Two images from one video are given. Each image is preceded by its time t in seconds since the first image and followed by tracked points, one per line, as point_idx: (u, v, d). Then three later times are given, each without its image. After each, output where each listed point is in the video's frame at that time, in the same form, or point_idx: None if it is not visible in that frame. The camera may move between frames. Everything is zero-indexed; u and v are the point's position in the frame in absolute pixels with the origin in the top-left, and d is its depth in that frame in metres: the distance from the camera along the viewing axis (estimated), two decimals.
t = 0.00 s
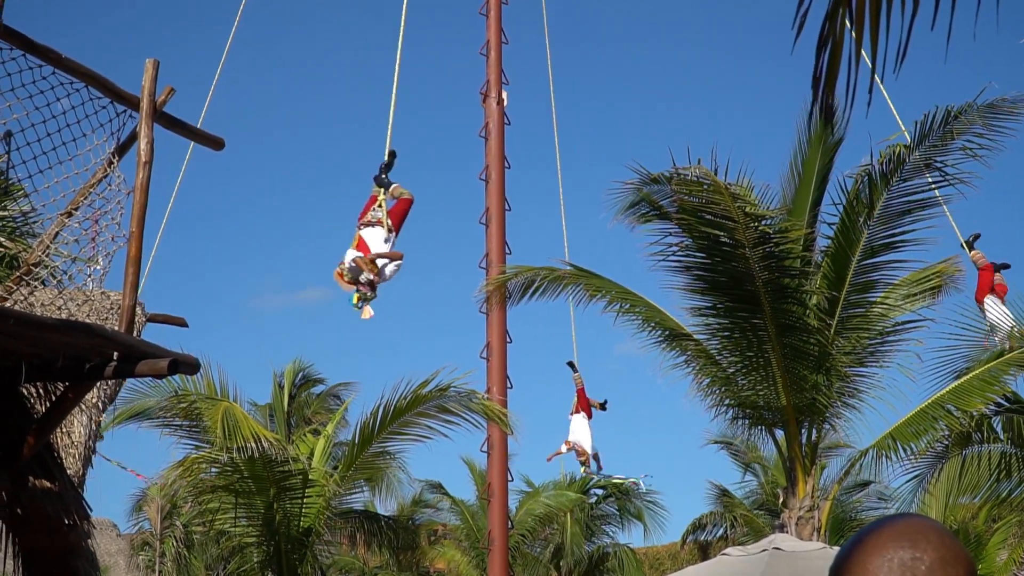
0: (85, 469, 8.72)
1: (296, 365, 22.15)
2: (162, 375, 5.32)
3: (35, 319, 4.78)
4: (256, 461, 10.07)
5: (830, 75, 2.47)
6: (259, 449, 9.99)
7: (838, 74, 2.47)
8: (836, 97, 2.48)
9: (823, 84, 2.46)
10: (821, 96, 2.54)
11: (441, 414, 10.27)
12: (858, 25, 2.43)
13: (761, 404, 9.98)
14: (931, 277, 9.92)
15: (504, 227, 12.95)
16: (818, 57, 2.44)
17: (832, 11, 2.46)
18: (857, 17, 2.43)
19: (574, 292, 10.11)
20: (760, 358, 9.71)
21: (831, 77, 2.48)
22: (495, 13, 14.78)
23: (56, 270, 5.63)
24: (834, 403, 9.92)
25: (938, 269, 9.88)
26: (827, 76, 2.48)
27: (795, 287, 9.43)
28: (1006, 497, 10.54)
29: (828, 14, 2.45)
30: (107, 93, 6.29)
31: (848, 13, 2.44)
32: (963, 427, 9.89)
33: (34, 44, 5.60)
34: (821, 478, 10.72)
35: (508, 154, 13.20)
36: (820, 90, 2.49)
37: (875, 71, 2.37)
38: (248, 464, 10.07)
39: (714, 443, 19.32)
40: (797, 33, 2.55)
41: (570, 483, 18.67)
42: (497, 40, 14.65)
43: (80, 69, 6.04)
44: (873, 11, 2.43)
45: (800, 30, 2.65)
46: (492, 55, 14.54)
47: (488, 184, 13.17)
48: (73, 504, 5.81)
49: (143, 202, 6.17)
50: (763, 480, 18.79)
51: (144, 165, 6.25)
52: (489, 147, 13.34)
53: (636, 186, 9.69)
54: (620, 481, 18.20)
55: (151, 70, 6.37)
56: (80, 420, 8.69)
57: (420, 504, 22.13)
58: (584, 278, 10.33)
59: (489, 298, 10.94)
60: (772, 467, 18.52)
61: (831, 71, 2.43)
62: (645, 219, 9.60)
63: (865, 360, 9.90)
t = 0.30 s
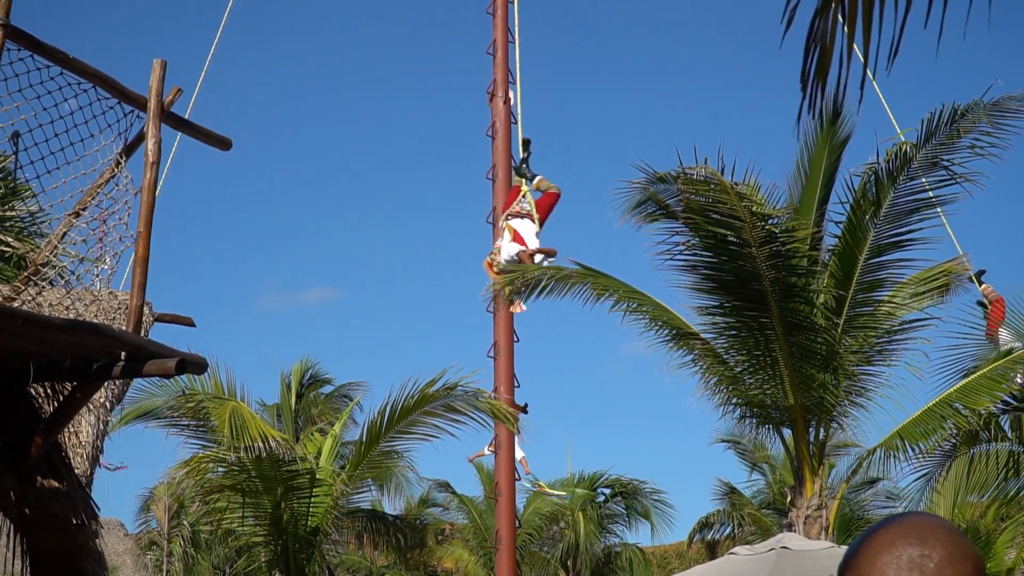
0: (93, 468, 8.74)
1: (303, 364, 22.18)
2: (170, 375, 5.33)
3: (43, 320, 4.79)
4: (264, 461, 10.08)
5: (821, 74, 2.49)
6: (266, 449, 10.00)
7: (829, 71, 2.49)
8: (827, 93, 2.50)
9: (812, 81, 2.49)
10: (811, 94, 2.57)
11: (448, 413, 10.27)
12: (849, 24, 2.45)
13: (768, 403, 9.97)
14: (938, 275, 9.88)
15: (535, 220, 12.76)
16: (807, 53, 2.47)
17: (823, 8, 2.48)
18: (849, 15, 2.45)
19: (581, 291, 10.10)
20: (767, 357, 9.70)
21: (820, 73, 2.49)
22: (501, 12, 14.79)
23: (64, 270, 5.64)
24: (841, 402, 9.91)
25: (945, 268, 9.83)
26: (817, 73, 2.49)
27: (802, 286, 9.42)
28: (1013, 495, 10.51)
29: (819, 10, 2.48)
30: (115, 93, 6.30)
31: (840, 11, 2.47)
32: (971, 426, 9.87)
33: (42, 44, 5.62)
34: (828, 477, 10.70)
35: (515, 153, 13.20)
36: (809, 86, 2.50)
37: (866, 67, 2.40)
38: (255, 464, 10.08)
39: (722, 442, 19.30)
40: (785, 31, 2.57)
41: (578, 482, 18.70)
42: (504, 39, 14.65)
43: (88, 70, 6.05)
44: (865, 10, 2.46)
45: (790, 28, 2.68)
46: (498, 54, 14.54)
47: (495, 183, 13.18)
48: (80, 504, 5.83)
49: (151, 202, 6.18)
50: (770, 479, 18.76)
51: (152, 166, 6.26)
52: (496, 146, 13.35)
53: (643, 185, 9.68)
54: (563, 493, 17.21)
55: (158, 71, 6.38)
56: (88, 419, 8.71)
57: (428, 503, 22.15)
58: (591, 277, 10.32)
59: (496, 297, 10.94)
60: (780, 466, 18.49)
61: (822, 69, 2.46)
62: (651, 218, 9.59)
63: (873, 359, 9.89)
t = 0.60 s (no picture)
0: (105, 470, 8.77)
1: (315, 365, 22.24)
2: (182, 376, 5.35)
3: (56, 322, 4.81)
4: (275, 462, 10.10)
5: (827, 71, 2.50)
6: (278, 450, 10.02)
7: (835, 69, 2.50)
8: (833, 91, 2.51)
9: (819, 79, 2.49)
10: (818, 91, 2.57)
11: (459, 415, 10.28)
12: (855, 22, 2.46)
13: (779, 404, 9.96)
14: (950, 276, 9.84)
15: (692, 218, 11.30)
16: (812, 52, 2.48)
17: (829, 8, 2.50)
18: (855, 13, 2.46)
19: (592, 292, 10.10)
20: (778, 358, 9.69)
21: (825, 73, 2.50)
22: (512, 13, 14.80)
23: (76, 272, 5.66)
24: (853, 403, 9.88)
25: (957, 268, 9.79)
26: (822, 72, 2.50)
27: (813, 287, 9.40)
28: None
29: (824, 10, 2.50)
30: (127, 95, 6.32)
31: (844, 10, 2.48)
32: (983, 427, 9.82)
33: (54, 46, 5.64)
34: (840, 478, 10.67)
35: (525, 154, 13.21)
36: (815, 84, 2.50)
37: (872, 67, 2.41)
38: (267, 465, 10.10)
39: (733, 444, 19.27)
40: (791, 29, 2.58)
41: (589, 483, 18.71)
42: (515, 40, 14.65)
43: (100, 72, 6.08)
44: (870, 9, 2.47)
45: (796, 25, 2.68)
46: (509, 55, 14.55)
47: (506, 184, 13.19)
48: (93, 506, 5.86)
49: (162, 203, 6.20)
50: (782, 480, 18.72)
51: (163, 168, 6.28)
52: (506, 147, 13.36)
53: (654, 186, 9.67)
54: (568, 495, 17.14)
55: (170, 73, 6.40)
56: (100, 421, 8.74)
57: (439, 504, 22.17)
58: (603, 278, 10.31)
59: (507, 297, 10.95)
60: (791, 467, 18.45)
61: (828, 68, 2.47)
62: (662, 219, 9.59)
63: (884, 359, 9.85)
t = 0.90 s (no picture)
0: (126, 475, 8.82)
1: (335, 372, 22.31)
2: (202, 382, 5.37)
3: (77, 328, 4.85)
4: (296, 468, 10.13)
5: (853, 80, 2.47)
6: (297, 456, 10.05)
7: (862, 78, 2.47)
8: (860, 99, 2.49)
9: (846, 88, 2.47)
10: (845, 100, 2.55)
11: (478, 420, 10.29)
12: (881, 30, 2.45)
13: (800, 410, 9.92)
14: (971, 280, 9.81)
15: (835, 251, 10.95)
16: (840, 61, 2.46)
17: (855, 17, 2.48)
18: (881, 22, 2.45)
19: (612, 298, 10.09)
20: (798, 363, 9.66)
21: (852, 81, 2.49)
22: (531, 20, 14.81)
23: (97, 278, 5.70)
24: (873, 408, 9.83)
25: (978, 273, 9.77)
26: (850, 80, 2.49)
27: (833, 292, 9.37)
28: None
29: (851, 18, 2.48)
30: (147, 102, 6.37)
31: (870, 19, 2.47)
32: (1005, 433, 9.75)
33: (75, 53, 5.69)
34: (861, 484, 10.61)
35: (544, 160, 13.21)
36: (841, 94, 2.49)
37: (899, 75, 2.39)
38: (287, 471, 10.14)
39: (754, 450, 19.19)
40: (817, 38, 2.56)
41: (609, 489, 18.70)
42: (534, 46, 14.67)
43: (120, 79, 6.13)
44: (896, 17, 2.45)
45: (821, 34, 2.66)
46: (528, 62, 14.57)
47: (526, 190, 13.19)
48: (113, 511, 5.90)
49: (183, 210, 6.24)
50: (803, 486, 18.63)
51: (184, 174, 6.32)
52: (526, 153, 13.37)
53: (674, 191, 9.66)
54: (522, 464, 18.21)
55: (190, 79, 6.45)
56: (121, 427, 8.79)
57: (458, 510, 22.19)
58: (622, 284, 10.30)
59: (527, 303, 10.95)
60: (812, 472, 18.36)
61: (854, 77, 2.46)
62: (682, 224, 9.58)
63: (905, 365, 9.79)
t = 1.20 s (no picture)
0: (137, 480, 8.86)
1: (347, 376, 22.36)
2: (214, 387, 5.40)
3: (88, 333, 4.87)
4: (307, 472, 10.15)
5: (870, 83, 2.47)
6: (309, 460, 10.07)
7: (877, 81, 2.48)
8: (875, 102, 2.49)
9: (861, 91, 2.48)
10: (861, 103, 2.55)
11: (490, 425, 10.30)
12: (896, 33, 2.45)
13: (811, 414, 9.90)
14: (982, 285, 9.78)
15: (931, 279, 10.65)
16: (857, 64, 2.46)
17: (870, 19, 2.49)
18: (897, 23, 2.45)
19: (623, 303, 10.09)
20: (809, 368, 9.64)
21: (868, 84, 2.49)
22: (543, 24, 14.83)
23: (108, 282, 5.73)
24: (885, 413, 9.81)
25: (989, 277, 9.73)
26: (865, 82, 2.49)
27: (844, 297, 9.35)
28: None
29: (866, 21, 2.48)
30: (159, 106, 6.41)
31: (886, 21, 2.47)
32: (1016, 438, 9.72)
33: (86, 57, 5.73)
34: (872, 489, 10.58)
35: (556, 165, 13.22)
36: (857, 96, 2.49)
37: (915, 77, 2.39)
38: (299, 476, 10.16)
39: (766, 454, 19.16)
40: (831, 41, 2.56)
41: (621, 494, 18.69)
42: (546, 51, 14.69)
43: (132, 83, 6.17)
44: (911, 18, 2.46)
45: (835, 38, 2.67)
46: (539, 66, 14.59)
47: (537, 195, 13.20)
48: (124, 516, 5.93)
49: (194, 214, 6.28)
50: (814, 491, 18.59)
51: (195, 178, 6.36)
52: (537, 158, 13.38)
53: (686, 196, 9.65)
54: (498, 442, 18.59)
55: (201, 84, 6.48)
56: (132, 432, 8.82)
57: (470, 515, 22.21)
58: (634, 288, 10.30)
59: (539, 307, 10.96)
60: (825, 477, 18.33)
61: (869, 79, 2.46)
62: (693, 228, 9.57)
63: (916, 369, 9.77)
